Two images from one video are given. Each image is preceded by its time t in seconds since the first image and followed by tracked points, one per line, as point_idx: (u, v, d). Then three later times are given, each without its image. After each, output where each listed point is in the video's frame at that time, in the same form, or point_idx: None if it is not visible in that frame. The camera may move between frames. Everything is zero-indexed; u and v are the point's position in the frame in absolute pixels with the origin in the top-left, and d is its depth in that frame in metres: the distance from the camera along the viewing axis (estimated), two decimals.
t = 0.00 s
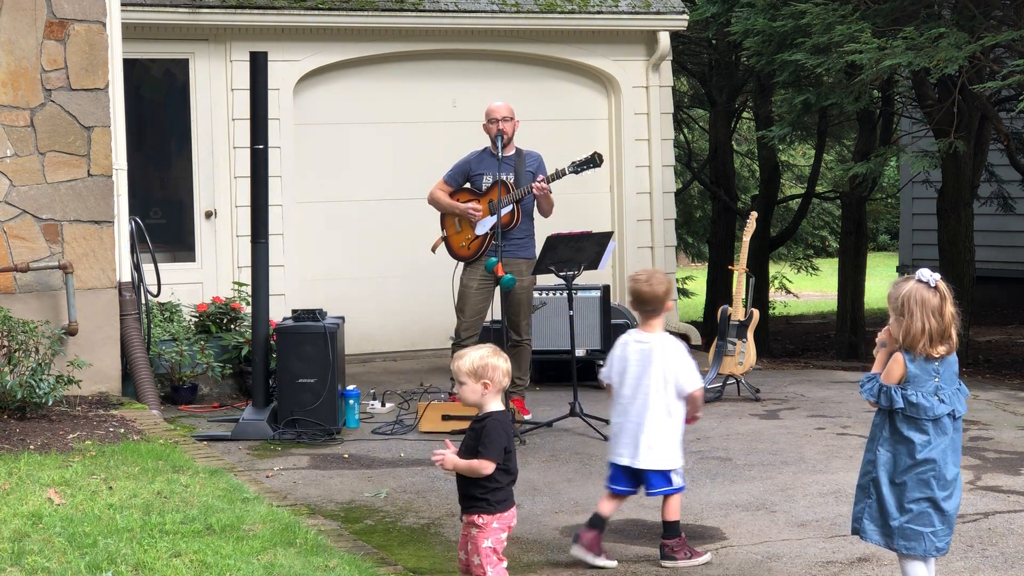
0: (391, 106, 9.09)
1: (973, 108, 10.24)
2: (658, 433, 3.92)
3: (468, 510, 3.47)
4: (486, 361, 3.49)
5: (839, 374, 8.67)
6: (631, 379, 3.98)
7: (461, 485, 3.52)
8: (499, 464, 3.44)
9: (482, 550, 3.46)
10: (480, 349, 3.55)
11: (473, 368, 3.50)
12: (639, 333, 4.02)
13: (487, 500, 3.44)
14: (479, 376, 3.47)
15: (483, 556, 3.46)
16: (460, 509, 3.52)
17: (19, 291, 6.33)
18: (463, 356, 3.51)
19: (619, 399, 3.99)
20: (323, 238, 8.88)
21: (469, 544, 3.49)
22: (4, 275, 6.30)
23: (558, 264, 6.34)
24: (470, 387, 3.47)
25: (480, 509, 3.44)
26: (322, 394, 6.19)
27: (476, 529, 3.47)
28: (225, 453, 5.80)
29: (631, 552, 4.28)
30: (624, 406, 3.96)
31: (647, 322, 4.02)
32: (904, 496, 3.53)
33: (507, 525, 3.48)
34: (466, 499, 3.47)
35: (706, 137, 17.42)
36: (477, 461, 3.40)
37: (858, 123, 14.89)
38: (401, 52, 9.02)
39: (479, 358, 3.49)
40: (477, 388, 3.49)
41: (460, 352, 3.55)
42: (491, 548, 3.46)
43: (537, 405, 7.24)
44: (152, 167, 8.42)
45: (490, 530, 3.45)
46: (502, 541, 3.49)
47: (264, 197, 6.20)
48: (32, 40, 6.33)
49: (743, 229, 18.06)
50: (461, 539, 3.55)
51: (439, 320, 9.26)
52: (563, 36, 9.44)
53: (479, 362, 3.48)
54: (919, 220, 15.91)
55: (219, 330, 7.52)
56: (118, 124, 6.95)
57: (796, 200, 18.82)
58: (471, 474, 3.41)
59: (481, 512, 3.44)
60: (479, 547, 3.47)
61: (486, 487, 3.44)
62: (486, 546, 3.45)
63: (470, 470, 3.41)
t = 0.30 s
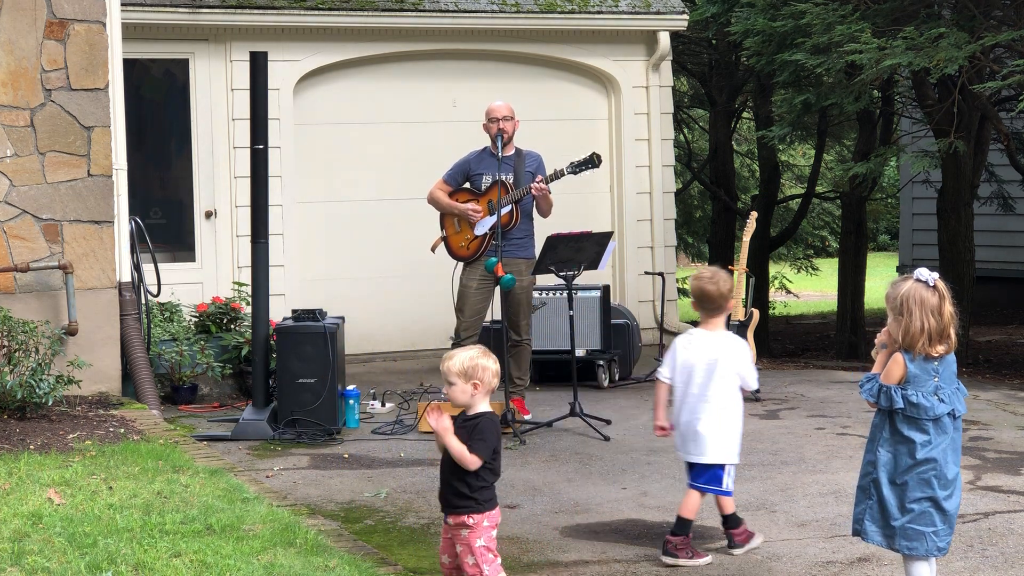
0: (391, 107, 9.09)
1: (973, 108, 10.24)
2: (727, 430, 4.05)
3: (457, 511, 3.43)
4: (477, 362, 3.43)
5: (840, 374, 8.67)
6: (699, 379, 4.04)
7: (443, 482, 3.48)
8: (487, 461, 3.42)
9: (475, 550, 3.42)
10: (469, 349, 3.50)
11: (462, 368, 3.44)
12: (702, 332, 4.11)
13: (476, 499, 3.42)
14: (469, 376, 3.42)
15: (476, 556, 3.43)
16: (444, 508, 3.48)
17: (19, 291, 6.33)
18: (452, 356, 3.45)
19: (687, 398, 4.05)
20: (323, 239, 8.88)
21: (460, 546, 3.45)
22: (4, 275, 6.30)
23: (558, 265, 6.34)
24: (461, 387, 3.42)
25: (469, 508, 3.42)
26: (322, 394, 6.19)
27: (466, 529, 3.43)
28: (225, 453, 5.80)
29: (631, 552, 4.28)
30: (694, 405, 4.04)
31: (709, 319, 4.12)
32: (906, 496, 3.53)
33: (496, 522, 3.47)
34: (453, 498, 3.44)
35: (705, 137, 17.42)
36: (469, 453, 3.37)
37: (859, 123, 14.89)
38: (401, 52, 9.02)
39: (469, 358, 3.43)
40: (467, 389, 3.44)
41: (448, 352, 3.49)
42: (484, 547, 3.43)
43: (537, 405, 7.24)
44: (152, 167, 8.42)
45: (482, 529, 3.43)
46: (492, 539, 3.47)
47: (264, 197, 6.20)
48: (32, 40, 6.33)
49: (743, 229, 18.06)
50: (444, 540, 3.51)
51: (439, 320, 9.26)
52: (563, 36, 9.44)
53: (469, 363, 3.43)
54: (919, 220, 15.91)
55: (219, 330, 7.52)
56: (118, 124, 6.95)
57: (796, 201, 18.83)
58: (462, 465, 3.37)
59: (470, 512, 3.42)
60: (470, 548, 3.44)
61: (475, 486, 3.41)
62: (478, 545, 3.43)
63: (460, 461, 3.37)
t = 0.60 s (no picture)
0: (390, 107, 9.09)
1: (973, 108, 10.24)
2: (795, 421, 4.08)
3: (452, 509, 3.38)
4: (466, 362, 3.39)
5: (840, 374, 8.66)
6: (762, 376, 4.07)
7: (434, 479, 3.44)
8: (481, 451, 3.43)
9: (470, 548, 3.38)
10: (455, 350, 3.45)
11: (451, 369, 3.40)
12: (760, 326, 4.15)
13: (473, 495, 3.39)
14: (459, 377, 3.38)
15: (471, 555, 3.38)
16: (437, 508, 3.42)
17: (19, 291, 6.33)
18: (440, 358, 3.40)
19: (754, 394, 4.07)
20: (322, 239, 8.89)
21: (454, 546, 3.39)
22: (4, 274, 6.30)
23: (558, 264, 6.34)
24: (450, 388, 3.38)
25: (467, 505, 3.38)
26: (322, 394, 6.19)
27: (461, 528, 3.38)
28: (225, 453, 5.80)
29: (631, 552, 4.28)
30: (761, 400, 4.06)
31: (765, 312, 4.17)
32: (906, 500, 3.53)
33: (488, 520, 3.45)
34: (448, 494, 3.39)
35: (706, 137, 17.42)
36: (468, 432, 3.38)
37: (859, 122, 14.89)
38: (401, 52, 9.02)
39: (457, 359, 3.39)
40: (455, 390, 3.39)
41: (434, 353, 3.44)
42: (479, 546, 3.40)
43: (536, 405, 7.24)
44: (152, 167, 8.43)
45: (478, 527, 3.40)
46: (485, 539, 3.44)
47: (264, 197, 6.20)
48: (32, 40, 6.33)
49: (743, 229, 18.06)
50: (437, 541, 3.45)
51: (439, 320, 9.26)
52: (563, 36, 9.44)
53: (458, 363, 3.38)
54: (919, 220, 15.91)
55: (219, 330, 7.52)
56: (118, 124, 6.95)
57: (796, 200, 18.83)
58: (459, 443, 3.37)
59: (467, 509, 3.38)
60: (465, 548, 3.39)
61: (471, 477, 3.40)
62: (473, 543, 3.39)
63: (457, 439, 3.38)
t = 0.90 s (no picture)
0: (390, 107, 9.08)
1: (973, 108, 10.24)
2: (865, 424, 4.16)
3: (458, 510, 3.38)
4: (468, 362, 3.39)
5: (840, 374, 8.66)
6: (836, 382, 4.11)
7: (438, 478, 3.43)
8: (485, 450, 3.42)
9: (477, 548, 3.38)
10: (458, 351, 3.45)
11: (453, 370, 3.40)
12: (828, 330, 4.18)
13: (478, 494, 3.39)
14: (461, 378, 3.37)
15: (478, 555, 3.38)
16: (442, 508, 3.41)
17: (19, 291, 6.33)
18: (442, 359, 3.40)
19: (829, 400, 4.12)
20: (322, 239, 8.88)
21: (460, 546, 3.39)
22: (4, 275, 6.29)
23: (558, 264, 6.34)
24: (454, 390, 3.38)
25: (472, 505, 3.37)
26: (322, 394, 6.19)
27: (468, 528, 3.38)
28: (225, 453, 5.80)
29: (631, 552, 4.28)
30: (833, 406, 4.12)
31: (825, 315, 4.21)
32: (906, 501, 3.54)
33: (493, 521, 3.45)
34: (453, 494, 3.39)
35: (706, 137, 17.42)
36: (470, 431, 3.38)
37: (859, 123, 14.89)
38: (401, 52, 9.02)
39: (459, 360, 3.39)
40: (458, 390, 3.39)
41: (436, 355, 3.44)
42: (485, 546, 3.40)
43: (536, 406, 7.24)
44: (152, 167, 8.42)
45: (484, 527, 3.39)
46: (491, 540, 3.44)
47: (264, 197, 6.20)
48: (32, 40, 6.33)
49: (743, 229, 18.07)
50: (441, 542, 3.45)
51: (438, 320, 9.26)
52: (563, 36, 9.44)
53: (461, 364, 3.38)
54: (919, 220, 15.91)
55: (219, 331, 7.52)
56: (118, 124, 6.95)
57: (796, 200, 18.84)
58: (461, 442, 3.37)
59: (473, 509, 3.38)
60: (471, 548, 3.39)
61: (477, 477, 3.40)
62: (480, 543, 3.39)
63: (459, 438, 3.38)
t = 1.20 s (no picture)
0: (391, 107, 9.08)
1: (973, 108, 10.24)
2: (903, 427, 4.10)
3: (463, 512, 3.38)
4: (483, 365, 3.38)
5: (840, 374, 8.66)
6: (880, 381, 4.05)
7: (446, 478, 3.42)
8: (496, 454, 3.42)
9: (482, 550, 3.38)
10: (472, 352, 3.44)
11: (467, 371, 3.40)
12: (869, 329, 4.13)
13: (485, 497, 3.39)
14: (476, 380, 3.37)
15: (483, 556, 3.38)
16: (448, 508, 3.41)
17: (19, 291, 6.33)
18: (457, 360, 3.39)
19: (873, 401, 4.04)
20: (322, 239, 8.88)
21: (465, 546, 3.40)
22: (4, 275, 6.30)
23: (558, 264, 6.34)
24: (467, 391, 3.37)
25: (477, 507, 3.38)
26: (322, 394, 6.19)
27: (473, 530, 3.38)
28: (225, 453, 5.80)
29: (631, 552, 4.28)
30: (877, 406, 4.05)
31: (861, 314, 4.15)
32: (908, 500, 3.54)
33: (499, 523, 3.45)
34: (459, 496, 3.39)
35: (706, 137, 17.42)
36: (480, 437, 3.38)
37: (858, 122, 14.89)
38: (401, 52, 9.02)
39: (473, 361, 3.38)
40: (472, 392, 3.39)
41: (449, 356, 3.43)
42: (490, 547, 3.40)
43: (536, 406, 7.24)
44: (152, 167, 8.43)
45: (489, 529, 3.39)
46: (496, 541, 3.44)
47: (264, 197, 6.20)
48: (32, 40, 6.33)
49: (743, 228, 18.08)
50: (446, 542, 3.46)
51: (438, 320, 9.26)
52: (563, 36, 9.44)
53: (475, 365, 3.37)
54: (919, 220, 15.91)
55: (219, 331, 7.52)
56: (118, 124, 6.95)
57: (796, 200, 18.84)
58: (471, 447, 3.37)
59: (479, 511, 3.38)
60: (475, 549, 3.39)
61: (484, 481, 3.39)
62: (485, 545, 3.39)
63: (470, 443, 3.37)
